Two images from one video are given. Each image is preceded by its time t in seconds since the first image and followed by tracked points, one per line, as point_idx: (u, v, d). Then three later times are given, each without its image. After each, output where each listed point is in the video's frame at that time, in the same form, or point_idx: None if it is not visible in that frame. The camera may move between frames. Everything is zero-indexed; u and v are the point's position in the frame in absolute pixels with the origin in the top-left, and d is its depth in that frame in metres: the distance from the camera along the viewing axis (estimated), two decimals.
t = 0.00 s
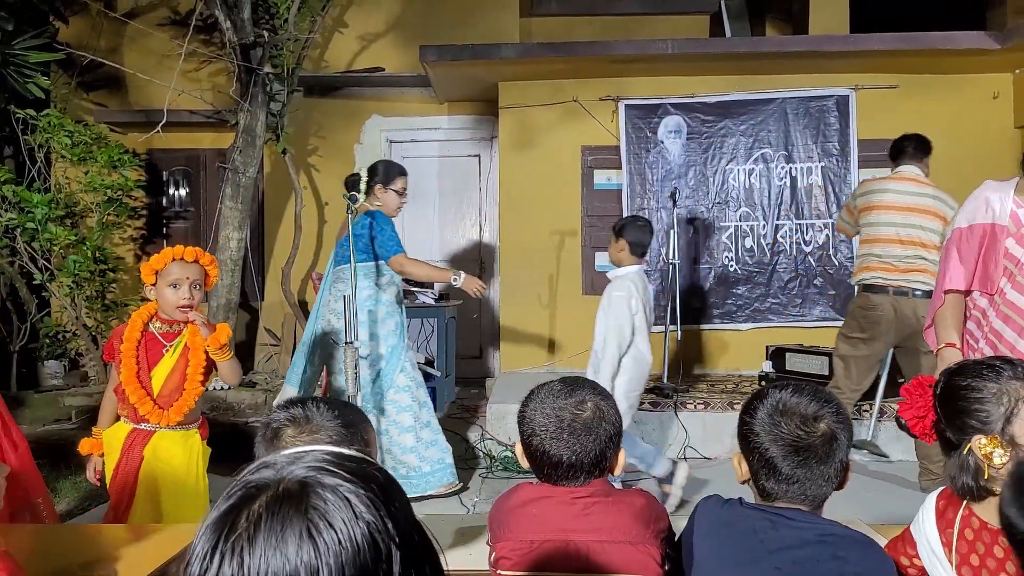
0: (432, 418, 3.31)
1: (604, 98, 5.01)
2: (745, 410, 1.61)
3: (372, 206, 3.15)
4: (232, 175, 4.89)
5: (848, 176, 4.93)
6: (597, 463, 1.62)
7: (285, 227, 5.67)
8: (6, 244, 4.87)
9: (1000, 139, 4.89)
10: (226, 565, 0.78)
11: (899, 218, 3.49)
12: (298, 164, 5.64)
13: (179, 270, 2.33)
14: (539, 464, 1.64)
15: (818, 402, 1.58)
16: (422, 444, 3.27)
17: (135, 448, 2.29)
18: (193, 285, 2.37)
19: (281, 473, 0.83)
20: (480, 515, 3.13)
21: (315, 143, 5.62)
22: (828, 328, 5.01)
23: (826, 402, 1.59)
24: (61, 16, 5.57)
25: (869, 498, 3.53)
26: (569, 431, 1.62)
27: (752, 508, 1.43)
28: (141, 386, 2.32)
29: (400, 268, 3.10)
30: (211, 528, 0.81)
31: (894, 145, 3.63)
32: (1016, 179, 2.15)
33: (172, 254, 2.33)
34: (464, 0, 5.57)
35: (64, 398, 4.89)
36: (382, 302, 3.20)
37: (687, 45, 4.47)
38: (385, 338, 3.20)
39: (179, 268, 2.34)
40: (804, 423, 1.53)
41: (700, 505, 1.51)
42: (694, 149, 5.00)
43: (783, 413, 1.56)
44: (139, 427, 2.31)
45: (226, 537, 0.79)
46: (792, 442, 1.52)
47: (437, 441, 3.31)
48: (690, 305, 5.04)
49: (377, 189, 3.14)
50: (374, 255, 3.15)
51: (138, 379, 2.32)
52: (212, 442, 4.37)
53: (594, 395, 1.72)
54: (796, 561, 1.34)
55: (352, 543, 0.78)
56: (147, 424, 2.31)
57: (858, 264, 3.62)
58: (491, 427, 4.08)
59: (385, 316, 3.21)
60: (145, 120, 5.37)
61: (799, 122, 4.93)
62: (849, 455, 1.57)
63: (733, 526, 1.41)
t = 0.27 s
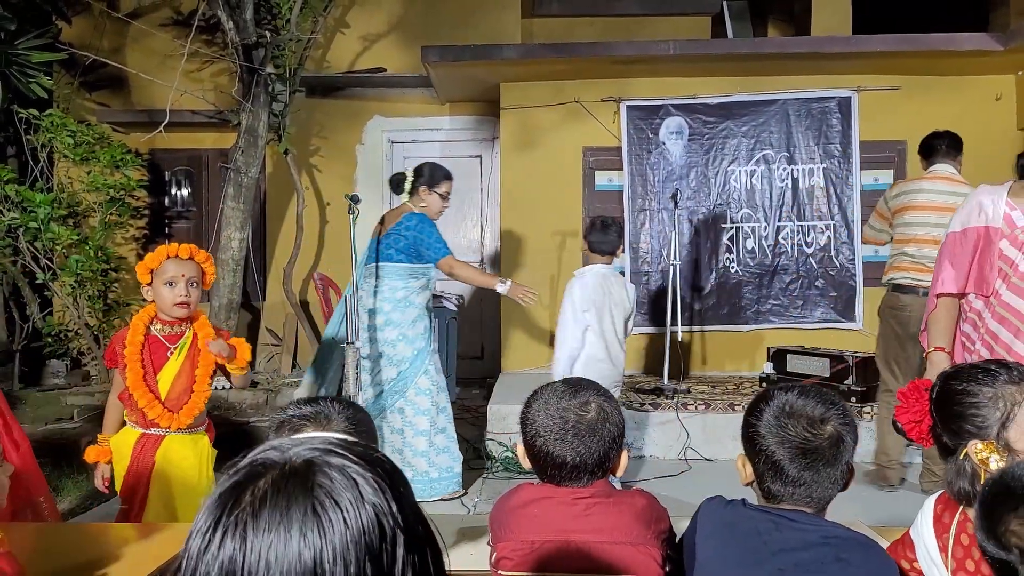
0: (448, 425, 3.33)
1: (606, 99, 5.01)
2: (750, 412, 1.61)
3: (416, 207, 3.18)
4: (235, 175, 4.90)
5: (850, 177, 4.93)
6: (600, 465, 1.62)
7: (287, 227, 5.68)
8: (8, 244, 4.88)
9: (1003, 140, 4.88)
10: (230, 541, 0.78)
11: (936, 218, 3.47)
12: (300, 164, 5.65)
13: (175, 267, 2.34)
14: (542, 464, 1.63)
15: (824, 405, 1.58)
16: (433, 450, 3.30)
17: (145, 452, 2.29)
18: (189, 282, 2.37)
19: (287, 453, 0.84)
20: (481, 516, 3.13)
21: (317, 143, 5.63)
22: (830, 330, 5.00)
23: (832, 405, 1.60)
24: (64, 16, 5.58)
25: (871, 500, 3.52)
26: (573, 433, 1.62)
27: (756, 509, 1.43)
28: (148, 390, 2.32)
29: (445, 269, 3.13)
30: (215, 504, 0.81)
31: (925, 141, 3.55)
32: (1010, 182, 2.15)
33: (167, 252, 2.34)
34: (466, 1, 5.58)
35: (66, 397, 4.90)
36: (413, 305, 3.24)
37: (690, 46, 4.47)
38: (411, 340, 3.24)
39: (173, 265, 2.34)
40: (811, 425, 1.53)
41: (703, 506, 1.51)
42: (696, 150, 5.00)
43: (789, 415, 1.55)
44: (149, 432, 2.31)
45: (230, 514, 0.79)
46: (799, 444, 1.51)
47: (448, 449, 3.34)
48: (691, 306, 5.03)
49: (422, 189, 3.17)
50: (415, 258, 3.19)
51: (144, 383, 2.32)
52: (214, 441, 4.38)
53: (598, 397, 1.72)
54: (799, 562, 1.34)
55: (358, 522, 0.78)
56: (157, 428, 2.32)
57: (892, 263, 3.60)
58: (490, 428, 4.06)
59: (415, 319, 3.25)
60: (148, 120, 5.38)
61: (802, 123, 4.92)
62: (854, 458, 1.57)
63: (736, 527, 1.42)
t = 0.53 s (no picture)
0: (458, 430, 3.35)
1: (607, 100, 5.02)
2: (750, 413, 1.61)
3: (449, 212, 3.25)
4: (236, 175, 4.90)
5: (850, 178, 4.93)
6: (601, 465, 1.63)
7: (288, 227, 5.68)
8: (9, 244, 4.89)
9: (1003, 142, 4.89)
10: (237, 535, 0.78)
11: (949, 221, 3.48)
12: (301, 164, 5.65)
13: (169, 266, 2.33)
14: (544, 465, 1.64)
15: (823, 407, 1.58)
16: (443, 455, 3.32)
17: (150, 458, 2.29)
18: (184, 281, 2.36)
19: (297, 451, 0.84)
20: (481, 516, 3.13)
21: (319, 143, 5.64)
22: (830, 331, 5.01)
23: (832, 406, 1.60)
24: (66, 16, 5.58)
25: (871, 501, 3.52)
26: (575, 434, 1.62)
27: (757, 510, 1.43)
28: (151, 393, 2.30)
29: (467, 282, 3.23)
30: (223, 498, 0.81)
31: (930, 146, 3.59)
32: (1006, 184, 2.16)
33: (162, 250, 2.34)
34: (467, 2, 5.58)
35: (66, 397, 4.90)
36: (434, 308, 3.25)
37: (691, 47, 4.47)
38: (428, 341, 3.24)
39: (168, 264, 2.33)
40: (811, 427, 1.53)
41: (704, 507, 1.51)
42: (697, 151, 5.01)
43: (789, 417, 1.56)
44: (151, 437, 2.30)
45: (238, 509, 0.79)
46: (799, 446, 1.52)
47: (457, 455, 3.36)
48: (692, 307, 5.04)
49: (451, 196, 3.26)
50: (442, 260, 3.23)
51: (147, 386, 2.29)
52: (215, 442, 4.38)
53: (601, 397, 1.72)
54: (800, 563, 1.34)
55: (366, 522, 0.78)
56: (160, 433, 2.31)
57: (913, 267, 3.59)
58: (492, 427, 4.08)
59: (434, 321, 3.25)
60: (149, 120, 5.39)
61: (802, 125, 4.93)
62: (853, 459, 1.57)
63: (738, 528, 1.42)
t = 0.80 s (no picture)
0: (463, 432, 3.35)
1: (607, 101, 5.02)
2: (747, 414, 1.61)
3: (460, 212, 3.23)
4: (236, 175, 4.91)
5: (850, 179, 4.93)
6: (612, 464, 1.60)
7: (288, 227, 5.68)
8: (9, 243, 4.89)
9: (1003, 143, 4.89)
10: (233, 530, 0.78)
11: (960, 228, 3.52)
12: (301, 165, 5.64)
13: (160, 265, 2.33)
14: (553, 464, 1.62)
15: (820, 408, 1.58)
16: (447, 457, 3.32)
17: (145, 462, 2.28)
18: (175, 281, 2.35)
19: (296, 448, 0.84)
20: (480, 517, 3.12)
21: (319, 144, 5.64)
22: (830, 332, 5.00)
23: (829, 407, 1.60)
24: (66, 16, 5.58)
25: (870, 502, 3.52)
26: (585, 433, 1.59)
27: (755, 511, 1.42)
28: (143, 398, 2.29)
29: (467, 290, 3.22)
30: (221, 493, 0.81)
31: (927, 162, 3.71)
32: (1007, 187, 2.16)
33: (151, 250, 2.34)
34: (467, 2, 5.58)
35: (66, 397, 4.91)
36: (441, 309, 3.25)
37: (691, 48, 4.47)
38: (435, 342, 3.26)
39: (159, 264, 2.33)
40: (808, 427, 1.53)
41: (704, 509, 1.52)
42: (697, 152, 5.00)
43: (786, 417, 1.56)
44: (144, 441, 2.30)
45: (236, 504, 0.79)
46: (796, 446, 1.52)
47: (460, 457, 3.35)
48: (692, 308, 5.04)
49: (462, 198, 3.24)
50: (451, 261, 3.23)
51: (138, 390, 2.29)
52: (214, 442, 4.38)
53: (611, 397, 1.70)
54: (798, 565, 1.33)
55: (361, 519, 0.78)
56: (153, 437, 2.30)
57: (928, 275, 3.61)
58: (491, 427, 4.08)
59: (440, 323, 3.26)
60: (149, 121, 5.39)
61: (802, 126, 4.93)
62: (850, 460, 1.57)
63: (737, 529, 1.41)
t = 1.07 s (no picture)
0: (472, 433, 3.31)
1: (607, 101, 5.01)
2: (745, 412, 1.61)
3: (468, 212, 3.25)
4: (235, 177, 4.91)
5: (850, 179, 4.92)
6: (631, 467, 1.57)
7: (288, 228, 5.68)
8: (8, 245, 4.89)
9: (1003, 142, 4.89)
10: (227, 532, 0.78)
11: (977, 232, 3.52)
12: (300, 166, 5.64)
13: (171, 266, 2.32)
14: (573, 464, 1.59)
15: (817, 406, 1.58)
16: (455, 458, 3.26)
17: (148, 467, 2.27)
18: (184, 283, 2.35)
19: (291, 450, 0.84)
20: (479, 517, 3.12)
21: (318, 145, 5.63)
22: (830, 332, 5.00)
23: (826, 405, 1.59)
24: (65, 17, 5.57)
25: (871, 502, 3.52)
26: (605, 433, 1.57)
27: (754, 511, 1.42)
28: (149, 402, 2.28)
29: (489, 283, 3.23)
30: (216, 496, 0.81)
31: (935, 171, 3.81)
32: (1009, 183, 2.12)
33: (161, 251, 2.33)
34: (466, 3, 5.58)
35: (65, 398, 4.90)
36: (450, 309, 3.20)
37: (690, 48, 4.46)
38: (443, 343, 3.18)
39: (169, 265, 2.33)
40: (806, 426, 1.53)
41: (703, 509, 1.52)
42: (696, 152, 5.00)
43: (783, 415, 1.56)
44: (147, 445, 2.28)
45: (230, 505, 0.79)
46: (793, 444, 1.51)
47: (468, 458, 3.31)
48: (692, 308, 5.04)
49: (468, 199, 3.25)
50: (462, 260, 3.20)
51: (144, 393, 2.28)
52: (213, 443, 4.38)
53: (634, 398, 1.68)
54: (797, 564, 1.33)
55: (354, 518, 0.78)
56: (156, 442, 2.28)
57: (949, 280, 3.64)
58: (491, 428, 4.09)
59: (448, 323, 3.19)
60: (148, 122, 5.39)
61: (802, 125, 4.92)
62: (848, 459, 1.56)
63: (736, 530, 1.41)
